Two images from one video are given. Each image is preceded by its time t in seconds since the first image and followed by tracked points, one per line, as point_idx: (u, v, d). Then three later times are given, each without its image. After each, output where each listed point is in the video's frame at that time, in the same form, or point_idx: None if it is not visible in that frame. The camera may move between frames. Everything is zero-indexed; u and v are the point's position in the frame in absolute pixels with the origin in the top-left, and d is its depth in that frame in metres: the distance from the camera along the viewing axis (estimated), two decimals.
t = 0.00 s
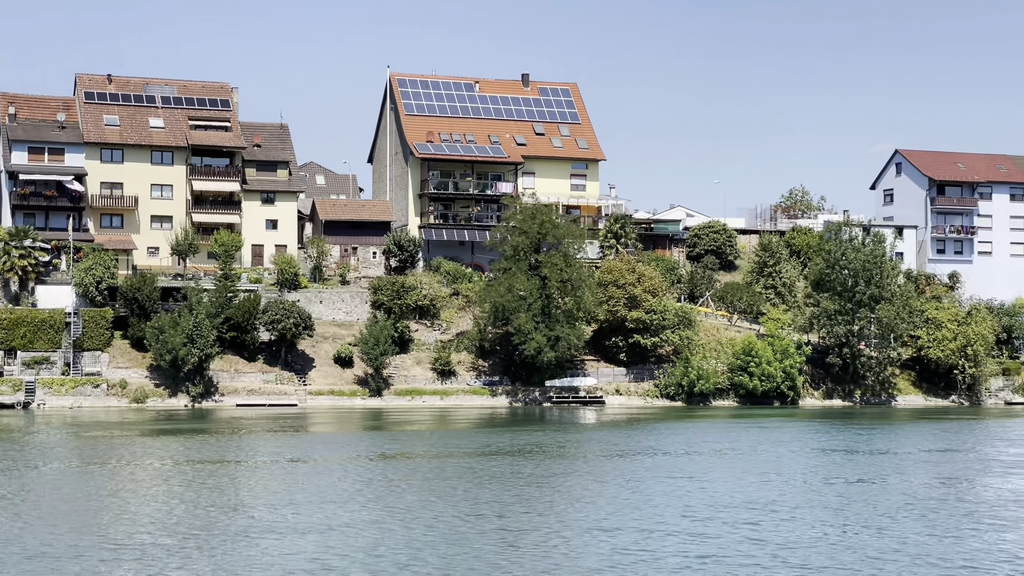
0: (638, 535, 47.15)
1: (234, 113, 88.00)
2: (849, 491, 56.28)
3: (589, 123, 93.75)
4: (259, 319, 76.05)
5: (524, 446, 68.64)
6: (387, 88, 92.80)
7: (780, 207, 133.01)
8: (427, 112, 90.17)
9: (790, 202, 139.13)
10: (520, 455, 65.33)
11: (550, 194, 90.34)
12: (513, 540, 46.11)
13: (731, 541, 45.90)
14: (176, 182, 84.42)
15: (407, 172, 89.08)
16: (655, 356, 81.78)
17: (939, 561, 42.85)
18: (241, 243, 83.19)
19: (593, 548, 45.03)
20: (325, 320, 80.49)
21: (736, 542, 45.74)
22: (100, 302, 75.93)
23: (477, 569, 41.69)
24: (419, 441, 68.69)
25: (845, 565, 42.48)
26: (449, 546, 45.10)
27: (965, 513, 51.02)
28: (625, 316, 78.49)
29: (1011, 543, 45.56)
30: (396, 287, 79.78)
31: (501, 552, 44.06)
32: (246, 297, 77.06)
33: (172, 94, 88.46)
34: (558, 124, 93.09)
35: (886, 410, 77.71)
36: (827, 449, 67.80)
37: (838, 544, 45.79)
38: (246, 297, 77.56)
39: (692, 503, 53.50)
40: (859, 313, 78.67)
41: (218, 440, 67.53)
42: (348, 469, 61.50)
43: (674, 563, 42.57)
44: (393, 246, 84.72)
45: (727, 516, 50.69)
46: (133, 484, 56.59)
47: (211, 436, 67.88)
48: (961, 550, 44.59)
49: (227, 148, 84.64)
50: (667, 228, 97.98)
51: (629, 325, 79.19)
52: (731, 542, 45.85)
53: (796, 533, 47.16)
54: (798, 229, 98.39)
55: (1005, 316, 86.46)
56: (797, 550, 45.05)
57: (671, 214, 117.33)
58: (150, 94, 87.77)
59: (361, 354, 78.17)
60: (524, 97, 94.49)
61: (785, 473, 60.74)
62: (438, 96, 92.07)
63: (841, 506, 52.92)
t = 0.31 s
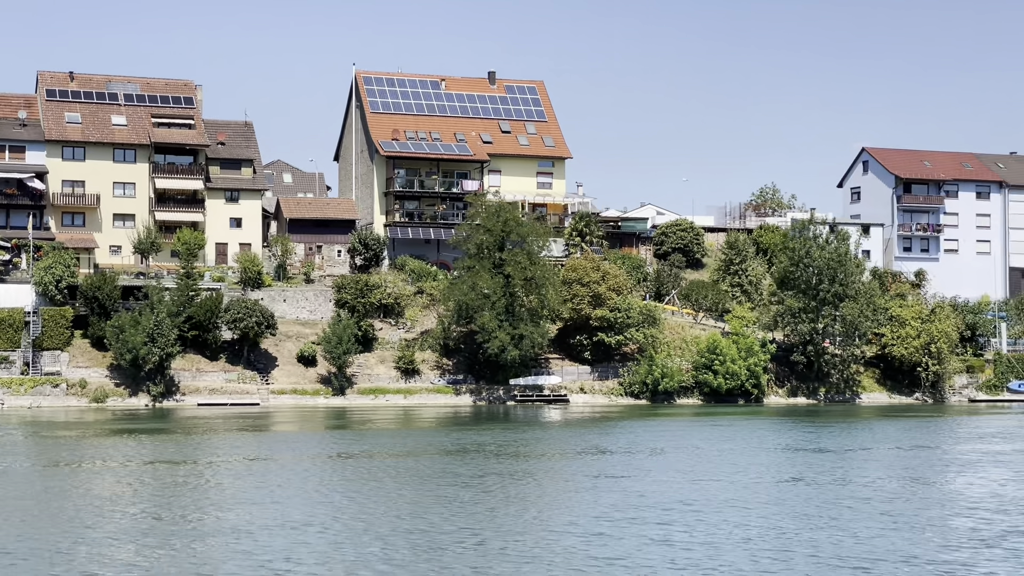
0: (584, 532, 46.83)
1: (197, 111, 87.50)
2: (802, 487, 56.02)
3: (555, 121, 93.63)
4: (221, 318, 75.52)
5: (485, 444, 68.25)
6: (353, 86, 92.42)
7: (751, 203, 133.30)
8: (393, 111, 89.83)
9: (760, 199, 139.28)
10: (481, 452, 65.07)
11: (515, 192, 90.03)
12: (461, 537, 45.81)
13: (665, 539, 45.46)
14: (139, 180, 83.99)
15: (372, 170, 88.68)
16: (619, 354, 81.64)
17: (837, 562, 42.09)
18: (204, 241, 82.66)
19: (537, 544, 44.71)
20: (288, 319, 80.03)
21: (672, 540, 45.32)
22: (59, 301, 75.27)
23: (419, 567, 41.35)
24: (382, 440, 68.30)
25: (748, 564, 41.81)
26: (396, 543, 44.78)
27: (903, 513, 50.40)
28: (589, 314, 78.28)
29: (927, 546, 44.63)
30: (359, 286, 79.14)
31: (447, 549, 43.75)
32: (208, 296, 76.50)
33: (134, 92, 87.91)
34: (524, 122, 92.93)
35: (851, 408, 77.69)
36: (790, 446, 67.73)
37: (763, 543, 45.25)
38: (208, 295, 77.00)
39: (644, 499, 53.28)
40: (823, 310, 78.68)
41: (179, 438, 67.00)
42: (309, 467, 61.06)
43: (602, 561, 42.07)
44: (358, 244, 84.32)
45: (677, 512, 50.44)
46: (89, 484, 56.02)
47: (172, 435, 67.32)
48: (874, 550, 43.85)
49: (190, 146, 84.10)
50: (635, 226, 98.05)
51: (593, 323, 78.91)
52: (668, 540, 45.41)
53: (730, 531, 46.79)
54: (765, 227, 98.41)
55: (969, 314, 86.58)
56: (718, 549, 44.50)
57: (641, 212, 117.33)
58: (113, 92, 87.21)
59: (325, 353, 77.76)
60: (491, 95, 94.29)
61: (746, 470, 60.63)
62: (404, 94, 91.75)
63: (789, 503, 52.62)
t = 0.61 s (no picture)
0: (535, 526, 46.61)
1: (159, 109, 86.95)
2: (756, 483, 55.89)
3: (520, 120, 93.59)
4: (181, 318, 74.99)
5: (445, 445, 67.90)
6: (317, 85, 92.05)
7: (721, 203, 133.52)
8: (357, 109, 89.51)
9: (727, 199, 139.47)
10: (440, 451, 64.80)
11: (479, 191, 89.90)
12: (411, 532, 45.56)
13: (612, 533, 45.20)
14: (100, 179, 83.42)
15: (336, 169, 88.35)
16: (582, 353, 81.57)
17: (774, 554, 41.76)
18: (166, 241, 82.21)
19: (486, 539, 44.45)
20: (250, 318, 79.60)
21: (620, 534, 45.04)
22: (17, 301, 74.65)
23: (366, 560, 41.06)
24: (343, 440, 67.91)
25: (686, 556, 41.47)
26: (347, 538, 44.48)
27: (852, 508, 50.23)
28: (552, 314, 78.14)
29: (879, 537, 44.55)
30: (321, 285, 78.72)
31: (397, 544, 43.49)
32: (168, 295, 75.97)
33: (96, 90, 87.31)
34: (489, 121, 92.84)
35: (814, 408, 77.71)
36: (750, 444, 67.70)
37: (717, 535, 45.12)
38: (168, 295, 76.47)
39: (599, 494, 53.11)
40: (785, 310, 78.75)
41: (137, 438, 66.41)
42: (267, 465, 60.65)
43: (548, 555, 41.82)
44: (321, 244, 84.02)
45: (630, 507, 50.26)
46: (42, 483, 55.39)
47: (131, 435, 66.75)
48: (813, 544, 43.54)
49: (152, 145, 83.56)
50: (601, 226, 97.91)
51: (556, 323, 78.69)
52: (623, 533, 45.26)
53: (677, 525, 46.54)
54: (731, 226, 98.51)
55: (932, 313, 86.87)
56: (664, 542, 44.22)
57: (608, 211, 117.29)
58: (74, 90, 86.58)
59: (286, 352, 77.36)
60: (455, 94, 94.14)
61: (705, 465, 60.56)
62: (368, 93, 91.46)
63: (742, 497, 52.44)
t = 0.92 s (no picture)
0: (484, 524, 46.26)
1: (119, 109, 86.28)
2: (711, 480, 55.76)
3: (483, 122, 93.41)
4: (138, 320, 74.34)
5: (405, 446, 67.49)
6: (279, 85, 91.56)
7: (689, 204, 133.67)
8: (319, 110, 89.06)
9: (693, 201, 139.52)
10: (397, 452, 64.39)
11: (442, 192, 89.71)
12: (365, 530, 45.15)
13: (562, 529, 44.85)
14: (58, 180, 82.60)
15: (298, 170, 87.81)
16: (544, 355, 81.33)
17: (721, 549, 41.49)
18: (124, 242, 81.56)
19: (440, 536, 44.08)
20: (208, 320, 79.00)
21: (569, 530, 44.68)
22: None
23: (312, 557, 40.63)
24: (301, 441, 67.40)
25: (633, 552, 41.14)
26: (297, 535, 44.06)
27: (802, 503, 50.02)
28: (513, 315, 77.87)
29: (837, 533, 44.37)
30: (281, 286, 78.09)
31: (346, 541, 43.07)
32: (126, 297, 75.31)
33: (54, 90, 86.58)
34: (452, 123, 92.62)
35: (775, 410, 77.62)
36: (709, 444, 67.55)
37: (675, 531, 44.85)
38: (126, 297, 75.79)
39: (555, 492, 52.81)
40: (747, 312, 78.67)
41: (93, 440, 65.68)
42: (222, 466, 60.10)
43: (501, 552, 41.50)
44: (282, 245, 83.50)
45: (583, 504, 50.02)
46: None
47: (86, 438, 66.03)
48: (770, 540, 43.34)
49: (111, 146, 82.87)
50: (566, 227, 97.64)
51: (517, 325, 78.45)
52: (578, 530, 44.96)
53: (628, 521, 46.25)
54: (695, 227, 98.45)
55: (893, 315, 87.04)
56: (621, 537, 43.93)
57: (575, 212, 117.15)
58: (32, 90, 85.82)
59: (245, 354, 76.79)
60: (418, 95, 93.86)
61: (663, 463, 60.37)
62: (330, 94, 91.04)
63: (694, 494, 52.20)
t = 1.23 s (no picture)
0: (428, 526, 45.83)
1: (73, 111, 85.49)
2: (663, 483, 55.58)
3: (442, 125, 93.14)
4: (88, 323, 73.64)
5: (358, 449, 67.03)
6: (236, 88, 90.95)
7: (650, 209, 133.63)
8: (275, 113, 88.50)
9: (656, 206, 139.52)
10: (348, 455, 63.92)
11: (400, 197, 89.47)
12: (311, 531, 44.70)
13: (510, 530, 44.52)
14: (9, 182, 81.77)
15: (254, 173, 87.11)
16: (499, 360, 80.88)
17: (668, 550, 41.29)
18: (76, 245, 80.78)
19: (386, 537, 43.69)
20: (161, 325, 78.26)
21: (506, 532, 44.24)
22: None
23: (251, 560, 40.11)
24: (253, 445, 66.82)
25: (579, 554, 40.87)
26: (242, 537, 43.56)
27: (752, 506, 49.89)
28: (468, 320, 77.54)
29: (786, 535, 44.23)
30: (234, 290, 77.32)
31: (289, 542, 42.58)
32: (76, 300, 74.56)
33: (7, 91, 85.71)
34: (410, 126, 92.29)
35: (730, 414, 77.52)
36: (662, 448, 67.36)
37: (623, 532, 44.63)
38: (76, 300, 75.07)
39: (504, 495, 52.49)
40: (702, 316, 78.63)
41: (41, 445, 64.85)
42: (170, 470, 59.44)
43: (447, 553, 41.15)
44: (237, 249, 82.67)
45: (529, 506, 49.74)
46: None
47: (34, 443, 65.22)
48: (718, 540, 43.18)
49: (64, 148, 82.11)
50: (525, 231, 97.23)
51: (472, 329, 78.14)
52: (526, 531, 44.66)
53: (578, 523, 45.98)
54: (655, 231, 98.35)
55: (849, 320, 87.22)
56: (569, 538, 43.67)
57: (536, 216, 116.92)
58: None
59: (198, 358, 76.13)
60: (376, 98, 93.49)
61: (615, 467, 60.13)
62: (287, 97, 90.52)
63: (644, 497, 51.98)
